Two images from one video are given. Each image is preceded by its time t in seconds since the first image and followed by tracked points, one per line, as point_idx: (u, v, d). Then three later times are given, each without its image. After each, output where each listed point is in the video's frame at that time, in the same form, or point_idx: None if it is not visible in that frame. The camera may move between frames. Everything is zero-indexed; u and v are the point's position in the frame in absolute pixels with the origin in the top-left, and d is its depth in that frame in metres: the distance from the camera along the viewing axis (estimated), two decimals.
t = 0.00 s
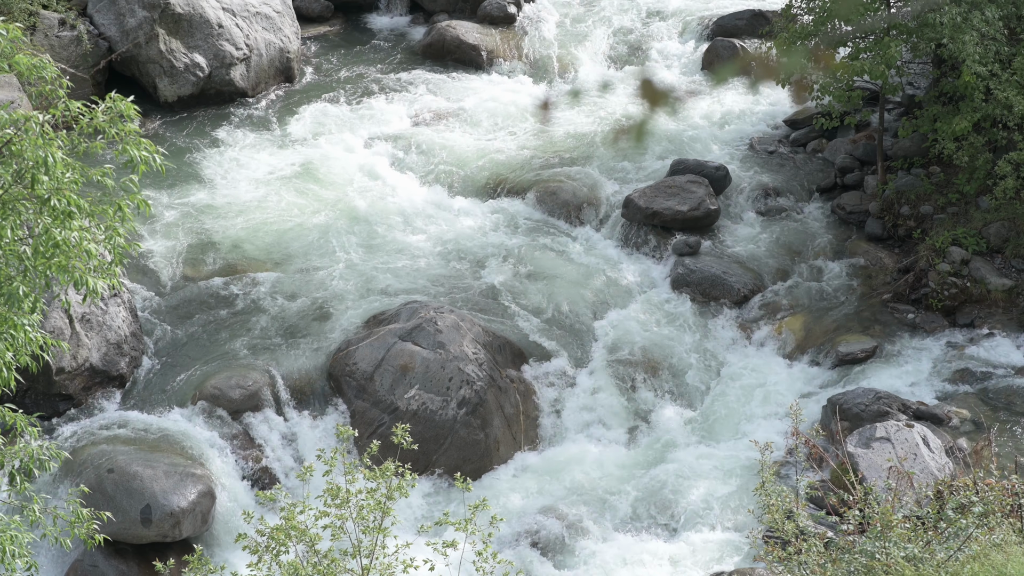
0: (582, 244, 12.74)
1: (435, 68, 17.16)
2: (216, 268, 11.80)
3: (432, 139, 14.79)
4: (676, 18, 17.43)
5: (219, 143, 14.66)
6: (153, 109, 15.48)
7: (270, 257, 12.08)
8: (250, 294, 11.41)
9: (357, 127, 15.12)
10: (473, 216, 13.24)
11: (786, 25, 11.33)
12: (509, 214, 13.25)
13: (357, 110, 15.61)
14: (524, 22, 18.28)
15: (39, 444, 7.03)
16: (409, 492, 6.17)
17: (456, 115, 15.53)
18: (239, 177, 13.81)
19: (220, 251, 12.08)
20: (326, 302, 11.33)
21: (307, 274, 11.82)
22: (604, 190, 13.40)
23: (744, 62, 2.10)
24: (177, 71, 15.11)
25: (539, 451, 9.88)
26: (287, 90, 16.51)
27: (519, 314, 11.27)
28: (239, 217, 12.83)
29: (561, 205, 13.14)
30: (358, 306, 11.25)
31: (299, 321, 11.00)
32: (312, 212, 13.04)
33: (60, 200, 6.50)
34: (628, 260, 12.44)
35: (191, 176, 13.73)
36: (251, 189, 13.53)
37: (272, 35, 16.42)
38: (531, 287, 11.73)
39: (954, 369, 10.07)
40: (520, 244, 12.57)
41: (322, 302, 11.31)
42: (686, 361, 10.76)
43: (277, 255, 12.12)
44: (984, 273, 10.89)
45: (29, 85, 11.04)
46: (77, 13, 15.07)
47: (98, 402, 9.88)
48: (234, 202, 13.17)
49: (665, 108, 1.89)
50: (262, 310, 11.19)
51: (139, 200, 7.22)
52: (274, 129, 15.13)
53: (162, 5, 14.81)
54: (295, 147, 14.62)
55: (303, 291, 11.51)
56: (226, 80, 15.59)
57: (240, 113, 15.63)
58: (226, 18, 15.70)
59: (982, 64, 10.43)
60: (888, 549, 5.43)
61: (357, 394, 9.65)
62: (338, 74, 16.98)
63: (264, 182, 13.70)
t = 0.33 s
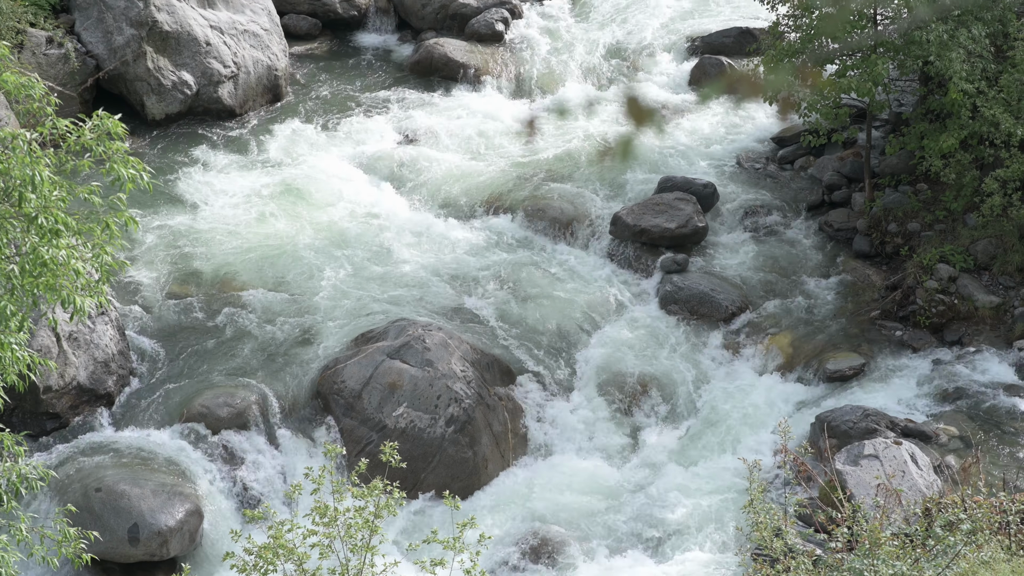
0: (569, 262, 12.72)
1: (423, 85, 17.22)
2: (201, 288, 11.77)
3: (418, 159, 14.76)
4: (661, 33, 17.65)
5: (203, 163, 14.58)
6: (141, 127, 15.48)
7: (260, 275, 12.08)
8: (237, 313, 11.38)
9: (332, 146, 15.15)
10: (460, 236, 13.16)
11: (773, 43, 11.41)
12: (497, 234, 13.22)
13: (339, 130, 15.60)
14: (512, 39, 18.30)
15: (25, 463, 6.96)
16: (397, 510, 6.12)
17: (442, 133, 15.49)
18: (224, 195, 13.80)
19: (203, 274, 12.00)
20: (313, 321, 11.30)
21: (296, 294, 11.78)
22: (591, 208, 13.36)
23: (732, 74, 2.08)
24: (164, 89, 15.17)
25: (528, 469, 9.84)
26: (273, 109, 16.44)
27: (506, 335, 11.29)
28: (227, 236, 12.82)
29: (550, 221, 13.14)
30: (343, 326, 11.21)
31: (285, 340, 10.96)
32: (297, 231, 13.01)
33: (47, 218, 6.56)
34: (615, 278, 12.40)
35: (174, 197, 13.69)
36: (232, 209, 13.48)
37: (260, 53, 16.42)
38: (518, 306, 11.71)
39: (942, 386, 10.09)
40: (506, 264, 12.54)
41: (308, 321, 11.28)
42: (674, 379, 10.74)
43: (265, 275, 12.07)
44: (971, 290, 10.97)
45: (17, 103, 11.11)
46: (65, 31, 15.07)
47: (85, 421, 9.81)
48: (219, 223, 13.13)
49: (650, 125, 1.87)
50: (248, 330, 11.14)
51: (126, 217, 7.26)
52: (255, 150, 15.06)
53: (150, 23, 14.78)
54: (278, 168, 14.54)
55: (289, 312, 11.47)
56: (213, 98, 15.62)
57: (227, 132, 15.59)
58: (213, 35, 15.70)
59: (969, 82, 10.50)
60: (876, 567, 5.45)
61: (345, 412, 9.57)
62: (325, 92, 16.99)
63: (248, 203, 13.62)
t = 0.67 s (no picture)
0: (556, 288, 12.67)
1: (412, 110, 17.22)
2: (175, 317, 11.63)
3: (406, 182, 14.82)
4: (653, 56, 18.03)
5: (180, 192, 14.44)
6: (128, 151, 15.46)
7: (249, 298, 12.07)
8: (226, 337, 11.37)
9: (325, 168, 15.22)
10: (445, 263, 13.12)
11: (762, 67, 11.51)
12: (484, 259, 13.22)
13: (322, 156, 15.52)
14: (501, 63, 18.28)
15: (13, 489, 6.90)
16: (386, 536, 6.07)
17: (430, 157, 15.54)
18: (206, 226, 13.60)
19: (191, 296, 12.00)
20: (300, 345, 11.26)
21: (277, 319, 11.72)
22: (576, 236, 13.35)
23: (721, 97, 2.04)
24: (152, 114, 15.15)
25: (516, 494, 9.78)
26: (262, 133, 16.48)
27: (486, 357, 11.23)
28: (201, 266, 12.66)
29: (538, 245, 13.13)
30: (320, 354, 11.10)
31: (271, 366, 10.90)
32: (284, 257, 12.98)
33: (35, 243, 6.59)
34: (603, 303, 12.37)
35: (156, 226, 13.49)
36: (214, 239, 13.33)
37: (248, 78, 16.42)
38: (506, 330, 11.69)
39: (930, 410, 10.09)
40: (491, 292, 12.41)
41: (292, 346, 11.24)
42: (663, 403, 10.72)
43: (251, 300, 12.03)
44: (959, 314, 11.02)
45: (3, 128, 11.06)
46: (53, 55, 15.09)
47: (72, 447, 9.74)
48: (203, 254, 12.96)
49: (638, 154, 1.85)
50: (233, 354, 11.11)
51: (114, 243, 7.32)
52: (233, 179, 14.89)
53: (138, 48, 14.83)
54: (256, 197, 14.40)
55: (276, 335, 11.45)
56: (202, 122, 15.57)
57: (216, 156, 15.60)
58: (202, 60, 15.72)
59: (956, 106, 10.57)
60: None
61: (333, 437, 9.52)
62: (314, 116, 17.01)
63: (233, 232, 13.49)
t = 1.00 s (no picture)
0: (544, 313, 12.65)
1: (399, 134, 17.04)
2: (144, 356, 11.35)
3: (394, 203, 14.91)
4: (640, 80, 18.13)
5: (143, 221, 14.29)
6: (117, 176, 15.49)
7: (235, 325, 12.02)
8: (215, 361, 11.34)
9: (309, 193, 15.23)
10: (433, 292, 13.02)
11: (750, 92, 11.61)
12: (473, 283, 13.22)
13: (309, 181, 15.54)
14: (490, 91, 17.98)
15: None
16: (374, 562, 6.02)
17: (418, 181, 15.60)
18: (188, 257, 13.44)
19: (183, 327, 11.90)
20: (287, 371, 11.22)
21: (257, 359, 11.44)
22: (565, 262, 13.41)
23: (710, 121, 2.01)
24: (141, 139, 15.14)
25: (505, 519, 9.71)
26: (252, 160, 16.37)
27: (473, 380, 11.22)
28: (176, 299, 12.45)
29: (527, 269, 13.13)
30: (297, 384, 10.98)
31: (259, 390, 10.88)
32: (272, 283, 12.96)
33: (23, 269, 6.87)
34: (591, 326, 12.40)
35: (142, 258, 13.32)
36: (197, 271, 13.14)
37: (237, 103, 16.37)
38: (494, 356, 11.66)
39: (919, 433, 10.08)
40: (476, 325, 12.25)
41: (279, 372, 11.19)
42: (652, 428, 10.69)
43: (241, 326, 12.01)
44: (947, 338, 11.06)
45: None
46: (42, 81, 15.11)
47: (59, 472, 9.65)
48: (187, 284, 12.83)
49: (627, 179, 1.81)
50: (219, 383, 10.98)
51: (101, 269, 7.62)
52: (209, 211, 14.70)
53: (127, 73, 14.86)
54: (244, 223, 14.40)
55: (264, 359, 11.43)
56: (190, 147, 15.58)
57: (204, 182, 15.60)
58: (191, 86, 15.72)
59: (944, 130, 10.64)
60: None
61: (322, 462, 9.46)
62: (302, 139, 16.98)
63: (217, 260, 13.43)
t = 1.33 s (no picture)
0: (532, 329, 12.63)
1: (387, 151, 17.01)
2: (129, 377, 11.24)
3: (382, 220, 14.93)
4: (627, 96, 18.21)
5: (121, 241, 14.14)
6: (104, 194, 15.45)
7: (221, 344, 11.94)
8: (201, 378, 11.30)
9: (296, 210, 15.20)
10: (419, 310, 12.93)
11: (737, 107, 11.64)
12: (462, 299, 13.20)
13: (296, 197, 15.58)
14: (480, 112, 18.04)
15: None
16: None
17: (406, 199, 15.59)
18: (170, 279, 13.27)
19: (164, 352, 11.71)
20: (274, 389, 11.17)
21: (238, 384, 11.24)
22: (554, 278, 13.42)
23: (698, 137, 2.02)
24: (129, 156, 15.13)
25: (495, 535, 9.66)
26: (240, 176, 16.37)
27: (460, 398, 11.18)
28: (161, 319, 12.34)
29: (516, 285, 13.13)
30: (276, 412, 10.76)
31: (247, 408, 10.83)
32: (260, 299, 12.94)
33: (10, 287, 6.94)
34: (581, 342, 12.38)
35: (125, 282, 13.09)
36: (181, 292, 12.98)
37: (225, 120, 16.36)
38: (483, 373, 11.64)
39: (908, 448, 10.09)
40: (464, 343, 12.21)
41: (267, 389, 11.17)
42: (642, 444, 10.67)
43: (230, 343, 11.98)
44: (935, 353, 11.08)
45: None
46: (29, 98, 15.09)
47: (47, 491, 9.58)
48: (173, 302, 12.76)
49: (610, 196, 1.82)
50: (204, 402, 10.92)
51: (89, 287, 7.68)
52: (186, 234, 14.48)
53: (114, 90, 14.86)
54: (231, 239, 14.39)
55: (249, 382, 11.30)
56: (178, 164, 15.55)
57: (192, 199, 15.56)
58: (179, 103, 15.72)
59: (931, 146, 10.70)
60: None
61: (311, 479, 9.42)
62: (289, 156, 16.95)
63: (206, 277, 13.40)
